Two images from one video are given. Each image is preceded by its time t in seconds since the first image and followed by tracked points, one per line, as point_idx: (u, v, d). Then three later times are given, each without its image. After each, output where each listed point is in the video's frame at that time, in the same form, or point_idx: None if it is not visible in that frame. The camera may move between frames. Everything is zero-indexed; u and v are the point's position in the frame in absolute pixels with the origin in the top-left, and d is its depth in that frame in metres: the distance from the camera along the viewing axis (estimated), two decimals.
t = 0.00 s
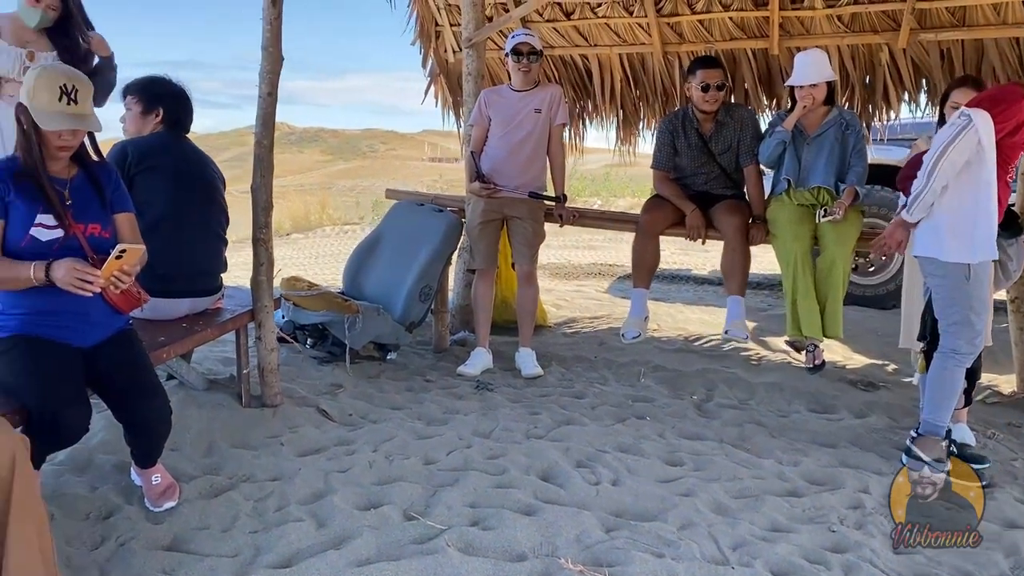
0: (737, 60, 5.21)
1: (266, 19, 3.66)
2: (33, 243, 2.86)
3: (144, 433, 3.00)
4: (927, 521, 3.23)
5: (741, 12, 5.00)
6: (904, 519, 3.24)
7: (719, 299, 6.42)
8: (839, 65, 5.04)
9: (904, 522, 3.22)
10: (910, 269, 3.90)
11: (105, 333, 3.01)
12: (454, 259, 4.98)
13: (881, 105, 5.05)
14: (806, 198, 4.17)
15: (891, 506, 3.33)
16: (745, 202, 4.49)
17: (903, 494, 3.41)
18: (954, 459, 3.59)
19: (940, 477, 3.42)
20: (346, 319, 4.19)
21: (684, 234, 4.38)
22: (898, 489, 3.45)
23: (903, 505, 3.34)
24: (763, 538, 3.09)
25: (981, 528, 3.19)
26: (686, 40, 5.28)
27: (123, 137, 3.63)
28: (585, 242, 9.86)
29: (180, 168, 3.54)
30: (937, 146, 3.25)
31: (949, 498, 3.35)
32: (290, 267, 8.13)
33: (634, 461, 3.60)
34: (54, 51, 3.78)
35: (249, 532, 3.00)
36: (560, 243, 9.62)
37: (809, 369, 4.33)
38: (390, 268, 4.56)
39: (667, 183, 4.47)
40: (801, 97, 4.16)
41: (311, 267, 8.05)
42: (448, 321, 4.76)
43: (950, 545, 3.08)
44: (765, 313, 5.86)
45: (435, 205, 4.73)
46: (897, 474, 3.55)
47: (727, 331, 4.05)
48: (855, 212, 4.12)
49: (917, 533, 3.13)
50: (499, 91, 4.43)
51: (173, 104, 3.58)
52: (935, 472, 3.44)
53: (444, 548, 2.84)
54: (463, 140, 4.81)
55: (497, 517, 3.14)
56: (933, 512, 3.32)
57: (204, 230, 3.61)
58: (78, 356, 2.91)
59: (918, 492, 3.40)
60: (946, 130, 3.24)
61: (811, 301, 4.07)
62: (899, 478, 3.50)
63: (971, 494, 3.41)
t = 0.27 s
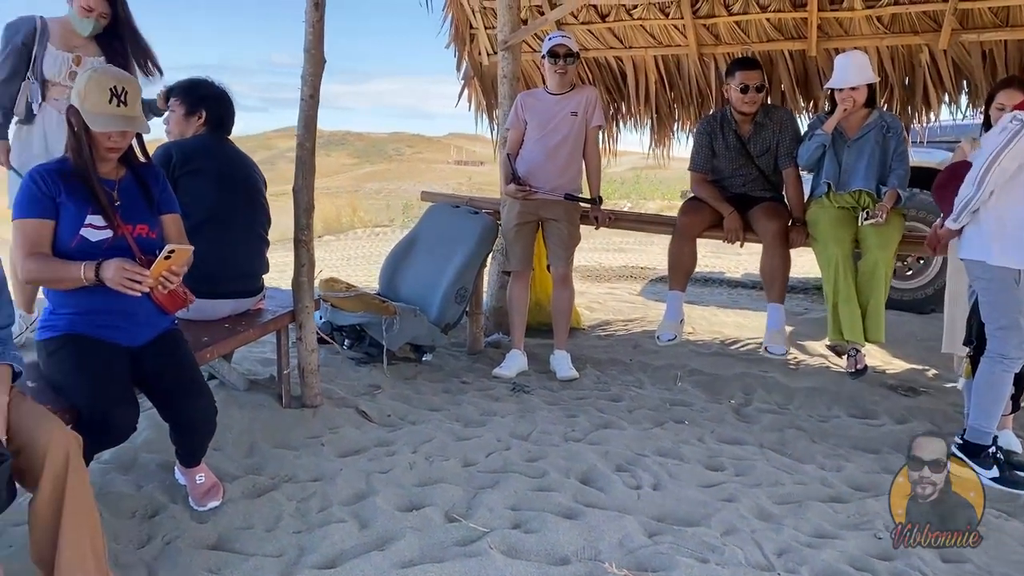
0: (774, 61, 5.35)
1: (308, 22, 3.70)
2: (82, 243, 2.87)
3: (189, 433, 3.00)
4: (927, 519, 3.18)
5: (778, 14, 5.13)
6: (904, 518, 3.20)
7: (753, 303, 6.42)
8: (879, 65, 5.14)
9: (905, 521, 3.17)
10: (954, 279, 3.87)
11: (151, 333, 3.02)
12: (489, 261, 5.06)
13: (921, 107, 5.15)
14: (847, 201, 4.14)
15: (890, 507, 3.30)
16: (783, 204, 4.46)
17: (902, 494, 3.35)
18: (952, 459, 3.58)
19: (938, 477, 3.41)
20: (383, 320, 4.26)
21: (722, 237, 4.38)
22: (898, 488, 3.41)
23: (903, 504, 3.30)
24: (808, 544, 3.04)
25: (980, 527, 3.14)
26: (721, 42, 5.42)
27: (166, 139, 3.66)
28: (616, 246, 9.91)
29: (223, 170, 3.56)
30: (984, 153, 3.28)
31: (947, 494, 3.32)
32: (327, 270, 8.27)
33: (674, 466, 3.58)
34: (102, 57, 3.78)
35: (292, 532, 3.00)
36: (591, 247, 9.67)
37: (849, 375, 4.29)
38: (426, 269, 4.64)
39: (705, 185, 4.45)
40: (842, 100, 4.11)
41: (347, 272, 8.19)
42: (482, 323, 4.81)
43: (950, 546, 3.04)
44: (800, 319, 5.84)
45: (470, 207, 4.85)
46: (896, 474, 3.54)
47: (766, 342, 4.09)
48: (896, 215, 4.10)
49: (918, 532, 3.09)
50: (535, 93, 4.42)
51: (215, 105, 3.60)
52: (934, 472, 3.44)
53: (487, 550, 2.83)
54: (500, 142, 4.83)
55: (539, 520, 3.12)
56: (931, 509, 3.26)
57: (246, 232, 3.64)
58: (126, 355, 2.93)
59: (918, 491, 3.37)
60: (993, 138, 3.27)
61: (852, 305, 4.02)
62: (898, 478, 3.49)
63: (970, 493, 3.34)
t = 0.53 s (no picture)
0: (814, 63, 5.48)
1: (350, 26, 3.76)
2: (130, 244, 2.91)
3: (233, 433, 3.01)
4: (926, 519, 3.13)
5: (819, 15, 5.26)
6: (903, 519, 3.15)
7: (789, 308, 6.39)
8: (922, 66, 5.23)
9: (903, 522, 3.13)
10: (1001, 286, 3.75)
11: (196, 333, 3.05)
12: (523, 265, 5.14)
13: (965, 109, 5.21)
14: (890, 204, 4.09)
15: (890, 508, 3.25)
16: (824, 207, 4.42)
17: (902, 493, 3.27)
18: (954, 458, 3.51)
19: (940, 477, 3.30)
20: (420, 322, 4.35)
21: (762, 241, 4.36)
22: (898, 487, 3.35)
23: (903, 504, 3.25)
24: (854, 553, 2.98)
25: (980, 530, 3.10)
26: (761, 43, 5.58)
27: (211, 142, 3.71)
28: (650, 251, 9.93)
29: (267, 173, 3.60)
30: None
31: (947, 493, 3.26)
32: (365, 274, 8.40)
33: (715, 472, 3.54)
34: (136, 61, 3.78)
35: (334, 533, 3.00)
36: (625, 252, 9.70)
37: (893, 381, 4.23)
38: (462, 273, 4.69)
39: (745, 187, 4.42)
40: (885, 102, 4.05)
41: (386, 275, 8.31)
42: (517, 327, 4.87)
43: (949, 546, 3.01)
44: (839, 325, 5.79)
45: (507, 210, 4.94)
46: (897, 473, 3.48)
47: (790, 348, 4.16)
48: (941, 219, 4.02)
49: (917, 533, 3.05)
50: (573, 97, 4.41)
51: (259, 107, 3.64)
52: (935, 472, 3.31)
53: (529, 554, 2.81)
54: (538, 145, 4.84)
55: (580, 525, 3.09)
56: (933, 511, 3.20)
57: (289, 234, 3.69)
58: (172, 355, 2.96)
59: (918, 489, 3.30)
60: None
61: (895, 310, 3.96)
62: (898, 477, 3.42)
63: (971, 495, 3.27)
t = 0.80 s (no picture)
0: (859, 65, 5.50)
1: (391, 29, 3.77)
2: (174, 245, 2.92)
3: (276, 434, 3.01)
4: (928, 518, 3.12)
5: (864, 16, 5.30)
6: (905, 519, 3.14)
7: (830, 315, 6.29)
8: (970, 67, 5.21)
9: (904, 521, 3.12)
10: None
11: (239, 334, 3.07)
12: (561, 268, 5.11)
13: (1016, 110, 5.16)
14: (938, 208, 3.98)
15: (890, 508, 3.23)
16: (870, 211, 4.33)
17: (902, 492, 3.25)
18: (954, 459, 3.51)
19: (939, 477, 3.30)
20: (458, 326, 4.35)
21: (807, 246, 4.26)
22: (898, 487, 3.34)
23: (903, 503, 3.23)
24: (904, 566, 2.88)
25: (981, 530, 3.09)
26: (804, 45, 5.63)
27: (254, 145, 3.73)
28: (687, 256, 9.88)
29: (308, 176, 3.61)
30: None
31: (947, 493, 3.25)
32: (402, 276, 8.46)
33: (758, 480, 3.47)
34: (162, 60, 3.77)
35: (373, 536, 2.99)
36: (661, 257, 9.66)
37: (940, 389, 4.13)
38: (498, 278, 4.67)
39: (790, 191, 4.34)
40: (934, 103, 3.95)
41: (422, 278, 8.37)
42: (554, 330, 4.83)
43: (949, 546, 3.00)
44: (881, 332, 5.68)
45: (544, 212, 4.93)
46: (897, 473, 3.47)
47: (843, 354, 3.97)
48: (992, 223, 3.92)
49: (918, 533, 3.04)
50: (612, 99, 4.37)
51: (300, 109, 3.64)
52: (935, 472, 3.32)
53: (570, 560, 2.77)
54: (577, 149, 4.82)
55: (621, 532, 3.04)
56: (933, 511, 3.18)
57: (330, 236, 3.70)
58: (214, 356, 2.98)
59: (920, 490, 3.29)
60: None
61: (944, 317, 3.86)
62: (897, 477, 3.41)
63: (971, 495, 3.25)
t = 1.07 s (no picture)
0: (907, 68, 5.44)
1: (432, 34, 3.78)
2: (217, 250, 2.95)
3: (315, 439, 3.02)
4: (929, 517, 3.08)
5: (913, 19, 5.26)
6: (905, 519, 3.10)
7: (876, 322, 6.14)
8: None
9: (905, 522, 3.08)
10: None
11: (280, 339, 3.08)
12: (600, 274, 5.09)
13: None
14: (990, 215, 3.86)
15: (891, 509, 3.19)
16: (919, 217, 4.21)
17: (902, 492, 3.21)
18: (954, 459, 3.49)
19: (939, 477, 3.25)
20: (496, 331, 4.35)
21: (852, 253, 4.18)
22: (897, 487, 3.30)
23: (903, 504, 3.19)
24: None
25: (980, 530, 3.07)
26: (850, 48, 5.60)
27: (296, 151, 3.75)
28: (728, 261, 9.78)
29: (349, 181, 3.62)
30: None
31: (948, 493, 3.22)
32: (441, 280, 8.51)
33: (801, 492, 3.38)
34: (191, 62, 3.84)
35: (411, 543, 2.97)
36: (702, 262, 9.58)
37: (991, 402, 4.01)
38: (538, 281, 4.69)
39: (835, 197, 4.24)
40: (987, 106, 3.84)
41: (462, 282, 8.40)
42: (593, 337, 4.79)
43: (950, 546, 2.98)
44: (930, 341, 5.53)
45: (583, 218, 4.89)
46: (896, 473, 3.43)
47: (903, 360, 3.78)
48: None
49: (918, 534, 3.01)
50: (654, 103, 4.32)
51: (342, 115, 3.66)
52: (935, 472, 3.27)
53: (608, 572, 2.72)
54: (617, 154, 4.79)
55: (662, 544, 2.97)
56: (934, 512, 3.14)
57: (371, 241, 3.70)
58: (256, 361, 2.99)
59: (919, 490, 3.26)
60: None
61: (996, 329, 3.73)
62: (898, 477, 3.36)
63: (971, 494, 3.24)
